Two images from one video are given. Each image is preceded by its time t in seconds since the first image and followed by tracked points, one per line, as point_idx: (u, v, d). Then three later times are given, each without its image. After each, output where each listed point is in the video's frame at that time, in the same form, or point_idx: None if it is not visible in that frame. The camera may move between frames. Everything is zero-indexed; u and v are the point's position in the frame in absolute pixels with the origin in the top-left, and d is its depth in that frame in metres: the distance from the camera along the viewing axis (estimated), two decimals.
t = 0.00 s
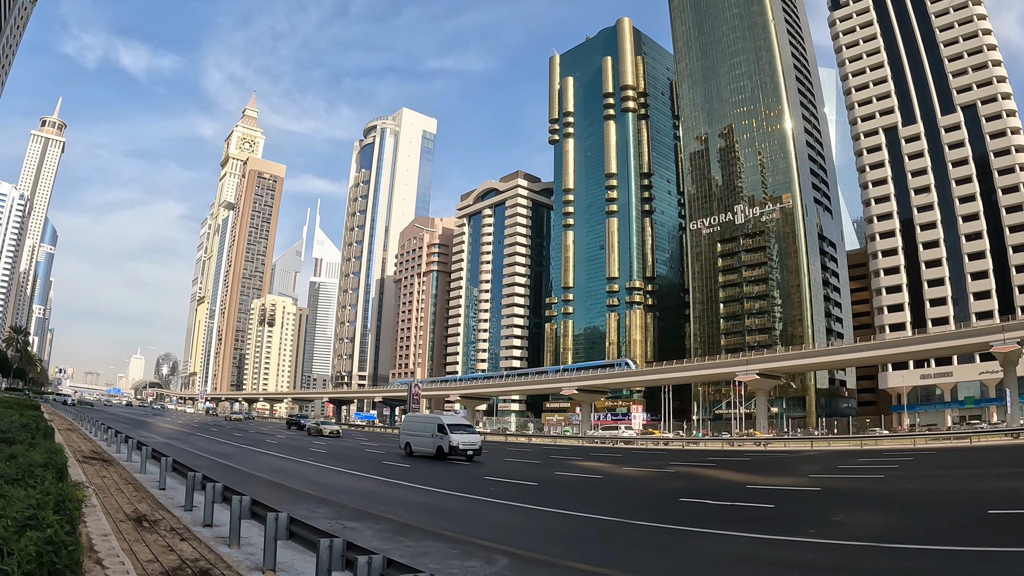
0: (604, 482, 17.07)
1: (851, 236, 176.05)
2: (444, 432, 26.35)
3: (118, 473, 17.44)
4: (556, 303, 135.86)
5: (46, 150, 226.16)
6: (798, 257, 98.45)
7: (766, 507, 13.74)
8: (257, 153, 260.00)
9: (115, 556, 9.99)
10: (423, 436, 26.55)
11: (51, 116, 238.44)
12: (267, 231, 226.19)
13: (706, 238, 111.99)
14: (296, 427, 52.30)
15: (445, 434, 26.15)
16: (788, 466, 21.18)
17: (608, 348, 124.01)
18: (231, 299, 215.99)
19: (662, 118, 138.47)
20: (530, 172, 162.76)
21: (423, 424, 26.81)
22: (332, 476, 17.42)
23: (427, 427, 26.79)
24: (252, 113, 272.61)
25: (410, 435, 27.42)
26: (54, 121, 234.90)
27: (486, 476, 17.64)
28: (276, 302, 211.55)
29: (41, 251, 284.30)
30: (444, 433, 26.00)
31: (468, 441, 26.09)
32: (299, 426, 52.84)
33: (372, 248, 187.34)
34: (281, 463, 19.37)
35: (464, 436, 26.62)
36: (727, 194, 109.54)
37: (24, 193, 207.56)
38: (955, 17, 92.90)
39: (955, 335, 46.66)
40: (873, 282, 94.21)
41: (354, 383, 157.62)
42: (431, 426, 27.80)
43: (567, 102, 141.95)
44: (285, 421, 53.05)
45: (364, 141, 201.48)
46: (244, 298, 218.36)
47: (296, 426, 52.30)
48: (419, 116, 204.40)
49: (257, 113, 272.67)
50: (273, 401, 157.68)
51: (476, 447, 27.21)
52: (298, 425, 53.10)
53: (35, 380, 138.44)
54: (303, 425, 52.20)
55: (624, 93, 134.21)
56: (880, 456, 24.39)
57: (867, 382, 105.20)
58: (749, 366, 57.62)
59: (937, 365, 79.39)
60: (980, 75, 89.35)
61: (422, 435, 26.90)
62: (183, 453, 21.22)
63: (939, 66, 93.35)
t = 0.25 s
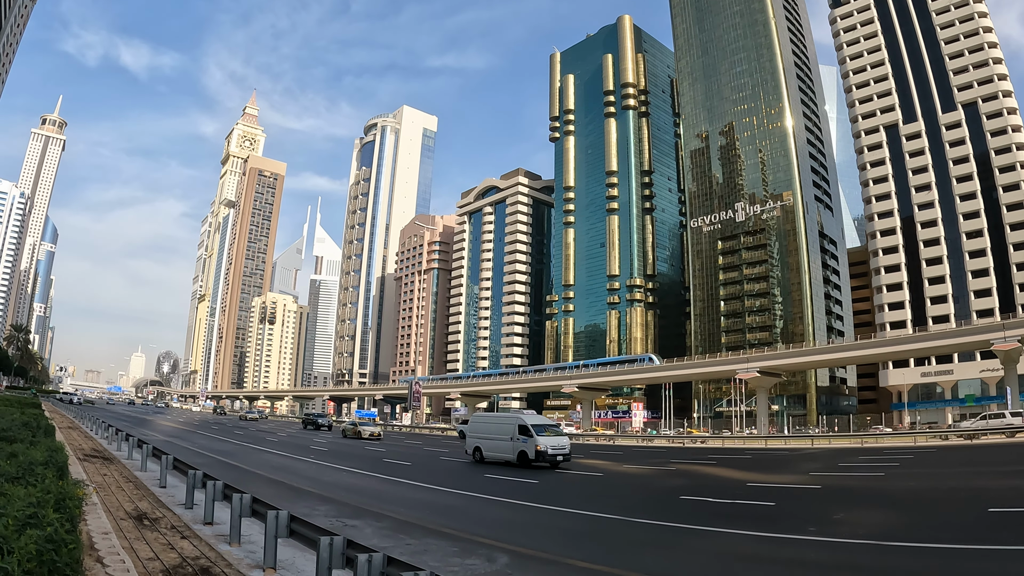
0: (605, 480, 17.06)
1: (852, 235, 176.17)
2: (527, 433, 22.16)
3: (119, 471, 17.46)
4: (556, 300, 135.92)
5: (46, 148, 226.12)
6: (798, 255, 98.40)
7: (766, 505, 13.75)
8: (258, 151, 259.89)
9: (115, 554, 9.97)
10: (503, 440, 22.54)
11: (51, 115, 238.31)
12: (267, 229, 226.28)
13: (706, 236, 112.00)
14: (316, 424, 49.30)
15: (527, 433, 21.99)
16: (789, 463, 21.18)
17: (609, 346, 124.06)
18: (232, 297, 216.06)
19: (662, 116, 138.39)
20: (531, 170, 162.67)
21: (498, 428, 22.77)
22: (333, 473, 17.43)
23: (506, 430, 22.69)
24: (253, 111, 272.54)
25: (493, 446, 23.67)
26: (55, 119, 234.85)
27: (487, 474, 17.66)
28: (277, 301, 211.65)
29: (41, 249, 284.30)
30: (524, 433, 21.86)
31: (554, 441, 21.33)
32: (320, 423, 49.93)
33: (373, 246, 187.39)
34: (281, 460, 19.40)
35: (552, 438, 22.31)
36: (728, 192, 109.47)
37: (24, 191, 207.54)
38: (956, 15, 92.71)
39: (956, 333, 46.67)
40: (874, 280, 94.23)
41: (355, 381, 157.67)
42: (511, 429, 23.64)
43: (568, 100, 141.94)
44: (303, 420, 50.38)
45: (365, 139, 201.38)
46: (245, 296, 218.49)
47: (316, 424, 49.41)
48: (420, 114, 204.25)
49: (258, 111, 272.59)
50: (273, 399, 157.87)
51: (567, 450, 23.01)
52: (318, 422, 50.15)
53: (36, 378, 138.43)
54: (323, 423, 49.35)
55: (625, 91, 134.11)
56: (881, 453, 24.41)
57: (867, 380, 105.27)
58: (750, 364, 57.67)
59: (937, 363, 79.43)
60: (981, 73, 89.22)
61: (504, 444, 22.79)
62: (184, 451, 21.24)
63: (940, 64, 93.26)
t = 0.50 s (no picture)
0: (606, 478, 17.06)
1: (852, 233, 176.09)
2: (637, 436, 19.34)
3: (119, 470, 17.45)
4: (557, 298, 135.92)
5: (46, 146, 226.02)
6: (799, 253, 98.41)
7: (765, 502, 13.75)
8: (258, 149, 259.74)
9: (115, 552, 9.98)
10: (610, 446, 19.30)
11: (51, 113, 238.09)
12: (267, 228, 226.27)
13: (706, 234, 112.01)
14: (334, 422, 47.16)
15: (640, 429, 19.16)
16: (788, 461, 21.18)
17: (609, 344, 124.07)
18: (232, 295, 216.01)
19: (662, 114, 138.37)
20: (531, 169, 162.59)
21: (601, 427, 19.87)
22: (333, 471, 17.45)
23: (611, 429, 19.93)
24: (253, 110, 272.34)
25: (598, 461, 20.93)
26: (55, 118, 234.67)
27: (486, 472, 17.65)
28: (277, 299, 211.70)
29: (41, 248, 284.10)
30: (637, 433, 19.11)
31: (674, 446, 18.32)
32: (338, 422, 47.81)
33: (373, 245, 187.39)
34: (281, 459, 19.41)
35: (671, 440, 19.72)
36: (728, 190, 109.46)
37: (25, 190, 207.61)
38: (956, 13, 92.80)
39: (955, 331, 46.71)
40: (874, 278, 94.27)
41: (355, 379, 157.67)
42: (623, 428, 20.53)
43: (568, 98, 141.89)
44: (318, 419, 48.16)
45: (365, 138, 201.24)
46: (245, 295, 218.48)
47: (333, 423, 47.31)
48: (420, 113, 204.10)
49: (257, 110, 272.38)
50: (273, 398, 157.92)
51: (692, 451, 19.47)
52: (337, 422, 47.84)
53: (36, 377, 138.39)
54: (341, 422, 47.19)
55: (624, 89, 134.04)
56: (880, 450, 24.43)
57: (868, 378, 105.32)
58: (749, 362, 57.63)
59: (938, 361, 79.46)
60: (981, 70, 89.28)
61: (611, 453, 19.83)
62: (183, 449, 21.19)
63: (940, 62, 93.22)
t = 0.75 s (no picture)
0: (606, 477, 17.07)
1: (852, 232, 175.97)
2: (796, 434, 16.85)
3: (119, 468, 17.47)
4: (557, 297, 135.89)
5: (47, 145, 226.10)
6: (799, 252, 98.36)
7: (765, 501, 13.73)
8: (259, 148, 259.67)
9: (115, 550, 10.00)
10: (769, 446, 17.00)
11: (52, 112, 238.07)
12: (268, 226, 226.26)
13: (707, 233, 112.04)
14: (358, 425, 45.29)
15: (810, 429, 16.21)
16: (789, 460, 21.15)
17: (609, 343, 124.09)
18: (233, 294, 216.01)
19: (663, 113, 138.35)
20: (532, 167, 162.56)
21: (755, 426, 17.08)
22: (333, 470, 17.46)
23: (766, 427, 17.17)
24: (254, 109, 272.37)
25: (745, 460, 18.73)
26: (56, 117, 234.69)
27: (487, 471, 17.66)
28: (277, 298, 211.64)
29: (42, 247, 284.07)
30: (805, 432, 16.35)
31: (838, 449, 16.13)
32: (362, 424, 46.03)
33: (373, 243, 187.37)
34: (281, 457, 19.42)
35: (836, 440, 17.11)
36: (728, 190, 109.46)
37: (25, 188, 207.62)
38: (957, 12, 92.80)
39: (955, 330, 46.72)
40: (875, 278, 94.21)
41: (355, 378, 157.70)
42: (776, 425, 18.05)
43: (569, 97, 141.87)
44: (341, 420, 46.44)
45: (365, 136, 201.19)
46: (245, 294, 218.53)
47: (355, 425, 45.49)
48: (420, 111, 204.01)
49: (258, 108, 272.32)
50: (273, 396, 157.99)
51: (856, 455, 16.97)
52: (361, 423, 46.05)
53: (36, 375, 138.47)
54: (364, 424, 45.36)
55: (625, 88, 133.96)
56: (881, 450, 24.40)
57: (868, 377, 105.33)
58: (750, 361, 57.52)
59: (938, 360, 79.42)
60: (982, 70, 89.27)
61: (771, 459, 17.04)
62: (183, 448, 21.18)
63: (941, 61, 93.20)
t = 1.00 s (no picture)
0: (606, 476, 17.10)
1: (852, 232, 176.02)
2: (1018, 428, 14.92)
3: (119, 468, 17.47)
4: (557, 297, 135.87)
5: (48, 145, 226.16)
6: (799, 252, 98.39)
7: (765, 502, 13.70)
8: (259, 148, 259.61)
9: (115, 549, 10.00)
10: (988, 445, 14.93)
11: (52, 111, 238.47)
12: (269, 226, 226.41)
13: (707, 233, 112.09)
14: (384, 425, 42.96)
15: None
16: (789, 460, 21.15)
17: (610, 344, 124.10)
18: (233, 294, 216.04)
19: (663, 113, 138.31)
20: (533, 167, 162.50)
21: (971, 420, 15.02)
22: (333, 469, 17.47)
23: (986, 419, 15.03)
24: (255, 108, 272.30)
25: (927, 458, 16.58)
26: (56, 116, 234.79)
27: (487, 471, 17.67)
28: (277, 297, 211.69)
29: (43, 247, 284.15)
30: None
31: None
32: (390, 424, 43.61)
33: (374, 243, 187.44)
34: (282, 457, 19.42)
35: None
36: (729, 190, 109.46)
37: (25, 187, 207.76)
38: (958, 13, 92.76)
39: (955, 331, 46.71)
40: (875, 278, 94.22)
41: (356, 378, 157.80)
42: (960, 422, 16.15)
43: (569, 96, 141.86)
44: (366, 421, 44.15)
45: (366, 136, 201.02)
46: (246, 293, 218.48)
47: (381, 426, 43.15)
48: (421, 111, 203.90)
49: (259, 108, 272.49)
50: (274, 396, 158.09)
51: None
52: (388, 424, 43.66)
53: (37, 375, 138.63)
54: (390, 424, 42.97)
55: (626, 89, 133.89)
56: (879, 450, 24.40)
57: (869, 378, 105.39)
58: (750, 361, 57.51)
59: (939, 361, 79.43)
60: (983, 70, 89.26)
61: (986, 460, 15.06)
62: (183, 447, 21.17)
63: (942, 61, 93.18)
